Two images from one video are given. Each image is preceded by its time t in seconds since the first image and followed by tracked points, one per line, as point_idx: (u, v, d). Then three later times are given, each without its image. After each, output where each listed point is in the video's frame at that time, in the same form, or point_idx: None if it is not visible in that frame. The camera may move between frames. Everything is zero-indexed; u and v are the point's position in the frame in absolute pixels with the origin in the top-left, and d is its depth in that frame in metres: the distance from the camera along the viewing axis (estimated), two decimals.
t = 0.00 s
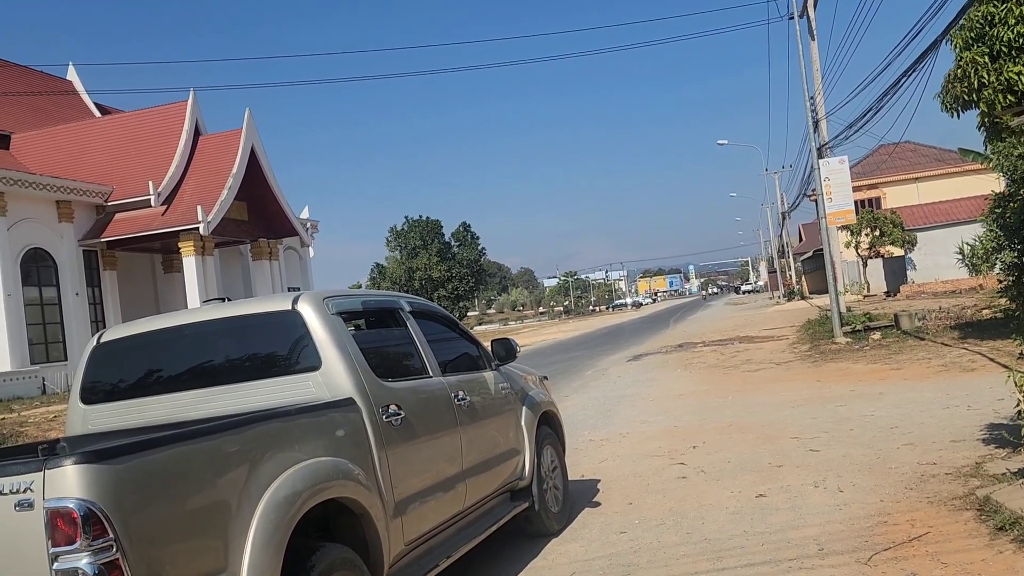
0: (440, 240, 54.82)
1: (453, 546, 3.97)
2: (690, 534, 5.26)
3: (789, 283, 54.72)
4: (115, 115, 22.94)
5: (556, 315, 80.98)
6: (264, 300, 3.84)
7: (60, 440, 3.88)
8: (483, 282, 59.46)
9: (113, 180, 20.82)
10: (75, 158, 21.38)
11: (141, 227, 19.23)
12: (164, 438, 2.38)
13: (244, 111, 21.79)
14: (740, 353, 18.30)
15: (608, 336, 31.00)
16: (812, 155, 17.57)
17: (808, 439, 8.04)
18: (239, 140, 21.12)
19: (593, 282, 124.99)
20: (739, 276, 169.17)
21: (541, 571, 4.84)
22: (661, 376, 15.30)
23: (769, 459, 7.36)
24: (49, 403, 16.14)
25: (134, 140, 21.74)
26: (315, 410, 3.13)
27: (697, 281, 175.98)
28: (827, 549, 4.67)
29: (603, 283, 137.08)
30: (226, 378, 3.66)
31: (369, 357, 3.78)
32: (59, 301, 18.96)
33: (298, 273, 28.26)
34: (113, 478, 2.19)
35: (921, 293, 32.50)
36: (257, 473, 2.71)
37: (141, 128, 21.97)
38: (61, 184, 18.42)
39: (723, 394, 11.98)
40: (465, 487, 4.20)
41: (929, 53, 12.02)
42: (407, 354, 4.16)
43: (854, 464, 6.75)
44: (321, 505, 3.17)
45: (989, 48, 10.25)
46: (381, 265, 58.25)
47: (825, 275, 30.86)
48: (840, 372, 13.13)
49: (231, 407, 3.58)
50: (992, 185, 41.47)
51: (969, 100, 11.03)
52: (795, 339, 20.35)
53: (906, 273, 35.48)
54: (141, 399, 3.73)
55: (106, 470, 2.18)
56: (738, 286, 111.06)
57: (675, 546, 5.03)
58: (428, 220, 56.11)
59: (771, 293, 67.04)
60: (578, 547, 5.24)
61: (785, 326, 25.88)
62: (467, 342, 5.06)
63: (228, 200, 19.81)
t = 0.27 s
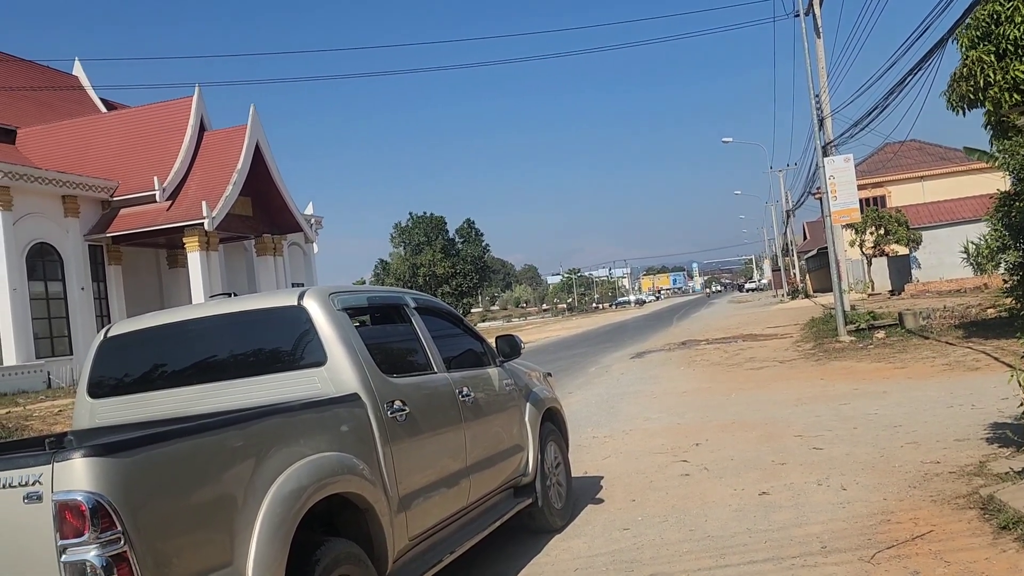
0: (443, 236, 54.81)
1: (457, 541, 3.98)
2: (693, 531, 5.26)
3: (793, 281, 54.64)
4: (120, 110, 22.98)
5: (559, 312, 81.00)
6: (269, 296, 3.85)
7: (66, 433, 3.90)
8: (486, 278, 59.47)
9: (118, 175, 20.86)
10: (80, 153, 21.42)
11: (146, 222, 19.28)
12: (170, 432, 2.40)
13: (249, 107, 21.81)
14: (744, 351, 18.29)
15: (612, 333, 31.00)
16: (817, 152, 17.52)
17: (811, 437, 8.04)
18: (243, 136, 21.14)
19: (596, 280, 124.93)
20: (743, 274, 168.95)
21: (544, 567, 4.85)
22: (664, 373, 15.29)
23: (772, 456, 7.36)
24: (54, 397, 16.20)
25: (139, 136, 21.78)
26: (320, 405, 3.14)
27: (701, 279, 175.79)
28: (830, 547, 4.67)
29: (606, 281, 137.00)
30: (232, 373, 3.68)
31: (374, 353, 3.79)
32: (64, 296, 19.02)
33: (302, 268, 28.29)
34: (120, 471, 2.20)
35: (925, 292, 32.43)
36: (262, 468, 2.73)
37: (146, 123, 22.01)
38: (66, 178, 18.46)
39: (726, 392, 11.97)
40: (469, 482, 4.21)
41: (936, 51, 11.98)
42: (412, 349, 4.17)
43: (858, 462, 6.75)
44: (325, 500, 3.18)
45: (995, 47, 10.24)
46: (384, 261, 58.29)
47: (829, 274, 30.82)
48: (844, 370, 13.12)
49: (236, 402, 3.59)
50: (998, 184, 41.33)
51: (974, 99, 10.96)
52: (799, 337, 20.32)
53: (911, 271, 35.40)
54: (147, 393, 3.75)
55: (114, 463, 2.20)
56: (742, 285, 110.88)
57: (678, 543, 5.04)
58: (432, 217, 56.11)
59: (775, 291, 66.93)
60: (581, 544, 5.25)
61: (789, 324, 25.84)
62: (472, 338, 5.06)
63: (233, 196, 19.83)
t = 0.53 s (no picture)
0: (443, 233, 54.82)
1: (456, 536, 4.00)
2: (692, 527, 5.28)
3: (792, 279, 54.70)
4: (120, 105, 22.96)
5: (558, 309, 81.04)
6: (269, 291, 3.86)
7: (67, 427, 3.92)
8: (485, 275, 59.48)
9: (118, 170, 20.85)
10: (80, 148, 21.41)
11: (146, 217, 19.27)
12: (172, 426, 2.41)
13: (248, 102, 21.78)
14: (743, 348, 18.32)
15: (610, 330, 31.04)
16: (817, 150, 17.53)
17: (809, 434, 8.06)
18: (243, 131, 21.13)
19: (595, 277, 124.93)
20: (742, 271, 169.04)
21: (542, 562, 4.87)
22: (663, 370, 15.32)
23: (770, 453, 7.38)
24: (54, 392, 16.21)
25: (139, 131, 21.76)
26: (320, 400, 3.15)
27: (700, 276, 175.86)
28: (827, 544, 4.69)
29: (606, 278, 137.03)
30: (232, 367, 3.69)
31: (374, 348, 3.80)
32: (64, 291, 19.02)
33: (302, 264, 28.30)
34: (122, 465, 2.21)
35: (924, 290, 32.44)
36: (263, 462, 2.74)
37: (146, 118, 21.99)
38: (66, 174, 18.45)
39: (725, 389, 12.00)
40: (468, 478, 4.23)
41: (936, 49, 11.97)
42: (411, 345, 4.18)
43: (855, 459, 6.77)
44: (325, 494, 3.20)
45: (994, 45, 10.24)
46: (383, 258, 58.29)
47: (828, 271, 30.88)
48: (842, 368, 13.15)
49: (236, 396, 3.61)
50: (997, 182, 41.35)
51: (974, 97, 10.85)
52: (797, 334, 20.34)
53: (910, 269, 35.43)
54: (147, 388, 3.77)
55: (115, 456, 2.21)
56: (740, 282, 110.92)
57: (676, 539, 5.06)
58: (432, 213, 56.11)
59: (774, 288, 66.98)
60: (580, 539, 5.27)
61: (788, 321, 25.89)
62: (471, 334, 5.08)
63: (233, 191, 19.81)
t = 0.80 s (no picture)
0: (439, 232, 54.81)
1: (450, 535, 4.00)
2: (686, 526, 5.29)
3: (787, 279, 54.84)
4: (116, 103, 22.90)
5: (554, 309, 81.08)
6: (265, 290, 3.86)
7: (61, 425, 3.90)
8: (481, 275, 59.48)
9: (113, 168, 20.79)
10: (75, 146, 21.34)
11: (141, 216, 19.22)
12: (166, 424, 2.41)
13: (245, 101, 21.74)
14: (738, 349, 18.35)
15: (606, 329, 31.06)
16: (812, 151, 17.56)
17: (804, 434, 8.08)
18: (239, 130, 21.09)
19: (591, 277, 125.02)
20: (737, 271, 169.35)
21: (537, 561, 4.87)
22: (658, 370, 15.34)
23: (765, 453, 7.39)
24: (48, 390, 16.17)
25: (135, 129, 21.70)
26: (315, 399, 3.15)
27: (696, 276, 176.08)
28: (821, 543, 4.70)
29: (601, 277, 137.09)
30: (227, 366, 3.69)
31: (370, 347, 3.80)
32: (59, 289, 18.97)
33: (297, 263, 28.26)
34: (116, 462, 2.21)
35: (918, 291, 32.53)
36: (257, 460, 2.73)
37: (142, 116, 21.94)
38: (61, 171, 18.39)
39: (721, 389, 12.02)
40: (463, 476, 4.23)
41: (932, 50, 12.00)
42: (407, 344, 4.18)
43: (849, 459, 6.78)
44: (320, 493, 3.20)
45: (989, 47, 10.27)
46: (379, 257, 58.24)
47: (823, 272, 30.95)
48: (837, 368, 13.19)
49: (231, 394, 3.60)
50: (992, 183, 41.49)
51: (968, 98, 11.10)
52: (793, 334, 20.38)
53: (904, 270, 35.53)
54: (142, 385, 3.76)
55: (109, 454, 2.20)
56: (736, 283, 111.11)
57: (671, 538, 5.06)
58: (428, 213, 56.09)
59: (769, 288, 67.12)
60: (574, 538, 5.28)
61: (783, 321, 25.95)
62: (467, 333, 5.08)
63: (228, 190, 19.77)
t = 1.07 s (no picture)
0: (434, 235, 54.77)
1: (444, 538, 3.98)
2: (681, 529, 5.28)
3: (783, 283, 54.93)
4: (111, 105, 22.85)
5: (550, 312, 81.08)
6: (259, 292, 3.84)
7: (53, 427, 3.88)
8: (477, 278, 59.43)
9: (108, 170, 20.74)
10: (69, 148, 21.28)
11: (136, 218, 19.17)
12: (158, 426, 2.39)
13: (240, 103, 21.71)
14: (734, 352, 18.36)
15: (602, 333, 31.06)
16: (807, 155, 17.59)
17: (799, 438, 8.09)
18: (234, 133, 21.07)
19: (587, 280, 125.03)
20: (733, 275, 169.62)
21: (531, 565, 4.86)
22: (654, 373, 15.34)
23: (760, 456, 7.39)
24: (41, 393, 16.10)
25: (130, 131, 21.66)
26: (309, 401, 3.14)
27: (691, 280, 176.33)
28: (815, 547, 4.70)
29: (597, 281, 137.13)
30: (221, 368, 3.67)
31: (364, 350, 3.79)
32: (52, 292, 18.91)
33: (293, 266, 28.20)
34: (106, 465, 2.20)
35: (913, 295, 32.61)
36: (249, 464, 2.72)
37: (137, 118, 21.90)
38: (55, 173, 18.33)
39: (716, 392, 12.02)
40: (458, 479, 4.22)
41: (926, 55, 12.04)
42: (401, 347, 4.17)
43: (844, 463, 6.79)
44: (313, 496, 3.18)
45: (983, 51, 10.30)
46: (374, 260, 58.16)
47: (818, 276, 31.00)
48: (832, 371, 13.20)
49: (225, 397, 3.59)
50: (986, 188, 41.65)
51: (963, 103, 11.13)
52: (788, 338, 20.40)
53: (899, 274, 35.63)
54: (135, 388, 3.74)
55: (99, 457, 2.19)
56: (731, 286, 111.26)
57: (665, 541, 5.06)
58: (423, 216, 56.05)
59: (765, 292, 67.23)
60: (569, 542, 5.27)
61: (779, 325, 25.98)
62: (461, 336, 5.06)
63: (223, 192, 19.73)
